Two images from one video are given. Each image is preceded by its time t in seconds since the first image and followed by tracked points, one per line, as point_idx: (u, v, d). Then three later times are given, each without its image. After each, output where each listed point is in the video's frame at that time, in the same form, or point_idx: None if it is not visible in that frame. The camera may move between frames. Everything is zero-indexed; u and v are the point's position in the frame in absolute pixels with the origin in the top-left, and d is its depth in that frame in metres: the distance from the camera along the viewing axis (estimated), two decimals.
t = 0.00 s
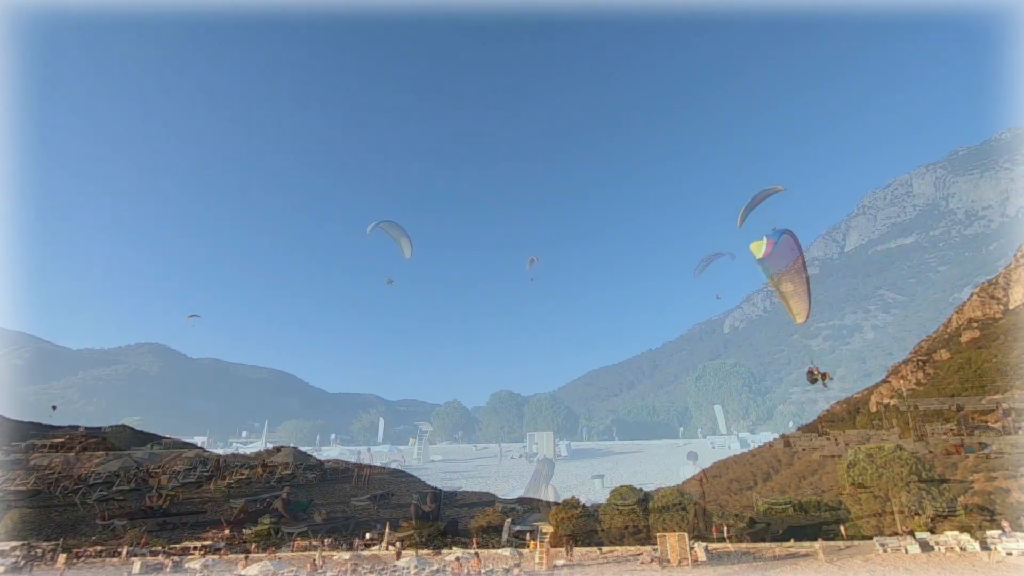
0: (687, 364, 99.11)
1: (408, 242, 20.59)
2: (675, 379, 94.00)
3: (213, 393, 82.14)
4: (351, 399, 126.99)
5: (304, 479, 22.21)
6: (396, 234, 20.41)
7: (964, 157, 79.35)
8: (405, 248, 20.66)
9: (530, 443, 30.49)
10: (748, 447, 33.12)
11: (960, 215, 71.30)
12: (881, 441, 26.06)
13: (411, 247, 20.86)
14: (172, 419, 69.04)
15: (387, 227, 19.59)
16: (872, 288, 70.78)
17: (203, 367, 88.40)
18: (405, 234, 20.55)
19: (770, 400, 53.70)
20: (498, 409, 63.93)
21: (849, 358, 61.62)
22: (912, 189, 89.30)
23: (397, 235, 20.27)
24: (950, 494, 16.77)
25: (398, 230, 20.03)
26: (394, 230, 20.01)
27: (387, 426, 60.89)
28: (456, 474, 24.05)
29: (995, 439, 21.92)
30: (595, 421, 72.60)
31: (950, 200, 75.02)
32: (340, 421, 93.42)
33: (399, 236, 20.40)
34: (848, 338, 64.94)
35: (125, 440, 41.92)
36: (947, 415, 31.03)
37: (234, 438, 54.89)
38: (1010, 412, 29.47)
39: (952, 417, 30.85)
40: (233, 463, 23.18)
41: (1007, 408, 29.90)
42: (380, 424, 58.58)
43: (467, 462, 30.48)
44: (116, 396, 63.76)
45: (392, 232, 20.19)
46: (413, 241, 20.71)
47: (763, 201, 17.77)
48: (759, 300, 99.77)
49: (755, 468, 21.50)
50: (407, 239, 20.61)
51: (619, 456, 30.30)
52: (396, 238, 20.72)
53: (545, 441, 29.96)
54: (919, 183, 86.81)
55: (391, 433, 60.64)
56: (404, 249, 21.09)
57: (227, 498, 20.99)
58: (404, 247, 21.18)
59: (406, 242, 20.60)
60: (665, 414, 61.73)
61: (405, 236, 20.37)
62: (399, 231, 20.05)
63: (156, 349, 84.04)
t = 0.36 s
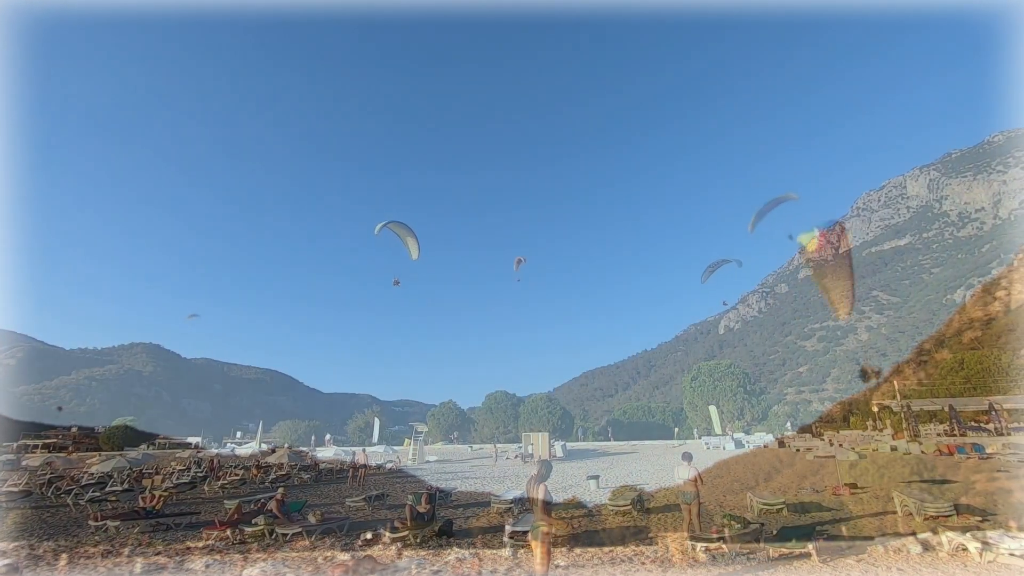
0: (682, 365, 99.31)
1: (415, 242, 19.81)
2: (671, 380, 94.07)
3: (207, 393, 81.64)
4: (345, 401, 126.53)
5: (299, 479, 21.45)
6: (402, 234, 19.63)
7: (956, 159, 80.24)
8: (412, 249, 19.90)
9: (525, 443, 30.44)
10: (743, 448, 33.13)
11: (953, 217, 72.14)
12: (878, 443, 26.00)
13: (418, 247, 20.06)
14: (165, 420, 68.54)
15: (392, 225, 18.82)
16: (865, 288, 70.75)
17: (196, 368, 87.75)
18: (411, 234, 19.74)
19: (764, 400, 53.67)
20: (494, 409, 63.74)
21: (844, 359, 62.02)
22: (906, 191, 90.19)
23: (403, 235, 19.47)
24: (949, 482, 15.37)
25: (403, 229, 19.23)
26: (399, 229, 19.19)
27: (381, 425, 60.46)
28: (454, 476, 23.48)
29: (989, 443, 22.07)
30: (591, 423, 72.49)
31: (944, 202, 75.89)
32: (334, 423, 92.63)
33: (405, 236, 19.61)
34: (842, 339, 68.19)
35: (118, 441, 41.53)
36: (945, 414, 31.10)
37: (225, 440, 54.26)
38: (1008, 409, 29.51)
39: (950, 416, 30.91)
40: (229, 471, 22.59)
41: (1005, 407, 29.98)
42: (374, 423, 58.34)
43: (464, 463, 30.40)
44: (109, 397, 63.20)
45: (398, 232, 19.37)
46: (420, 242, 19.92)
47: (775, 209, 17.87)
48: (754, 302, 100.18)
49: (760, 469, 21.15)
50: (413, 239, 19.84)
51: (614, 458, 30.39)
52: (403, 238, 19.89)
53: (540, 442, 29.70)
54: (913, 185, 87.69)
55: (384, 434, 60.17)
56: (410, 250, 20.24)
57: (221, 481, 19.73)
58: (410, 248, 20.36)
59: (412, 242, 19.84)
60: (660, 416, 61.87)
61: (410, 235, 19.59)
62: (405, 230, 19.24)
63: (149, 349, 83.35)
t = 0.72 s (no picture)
0: (679, 367, 99.36)
1: (424, 246, 19.83)
2: (667, 381, 94.09)
3: (203, 396, 81.19)
4: (341, 403, 126.13)
5: (296, 482, 21.38)
6: (411, 237, 19.64)
7: (951, 162, 80.84)
8: (422, 252, 19.89)
9: (522, 445, 30.46)
10: (739, 450, 33.19)
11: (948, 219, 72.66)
12: (873, 444, 26.10)
13: (427, 251, 20.06)
14: (160, 423, 68.08)
15: (402, 228, 18.84)
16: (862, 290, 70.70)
17: (192, 370, 87.21)
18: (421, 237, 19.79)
19: (761, 401, 53.70)
20: (491, 411, 63.63)
21: (839, 361, 62.21)
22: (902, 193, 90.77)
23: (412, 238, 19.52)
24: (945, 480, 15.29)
25: (413, 232, 19.23)
26: (409, 232, 19.18)
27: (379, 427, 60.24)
28: (451, 479, 23.47)
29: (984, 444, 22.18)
30: (588, 425, 72.43)
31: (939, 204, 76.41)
32: (331, 425, 92.27)
33: (414, 239, 19.65)
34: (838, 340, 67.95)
35: (113, 444, 41.29)
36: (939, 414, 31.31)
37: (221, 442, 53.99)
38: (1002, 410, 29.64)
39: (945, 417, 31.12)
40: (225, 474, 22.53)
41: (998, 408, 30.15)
42: (372, 426, 58.14)
43: (462, 466, 30.44)
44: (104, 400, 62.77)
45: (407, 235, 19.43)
46: (428, 245, 19.92)
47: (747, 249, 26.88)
48: (751, 304, 100.40)
49: (756, 471, 21.21)
50: (422, 243, 19.86)
51: (610, 460, 30.51)
52: (412, 242, 19.92)
53: (537, 444, 29.67)
54: (908, 187, 88.24)
55: (382, 436, 59.93)
56: (419, 254, 20.25)
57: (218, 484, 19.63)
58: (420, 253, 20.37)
59: (421, 245, 19.83)
60: (659, 417, 61.97)
61: (419, 238, 19.57)
62: (414, 232, 19.23)
63: (145, 351, 82.95)
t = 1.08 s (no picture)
0: (677, 371, 99.23)
1: (435, 250, 19.84)
2: (665, 385, 93.96)
3: (200, 399, 80.82)
4: (338, 406, 125.63)
5: (293, 485, 21.32)
6: (422, 241, 19.67)
7: (948, 166, 81.16)
8: (432, 257, 19.90)
9: (520, 449, 30.43)
10: (738, 453, 33.14)
11: (945, 222, 72.81)
12: (872, 448, 26.09)
13: (438, 256, 20.06)
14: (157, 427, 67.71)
15: (414, 232, 18.88)
16: (860, 294, 70.49)
17: (189, 373, 86.80)
18: (433, 242, 19.81)
19: (760, 404, 53.60)
20: (489, 415, 63.43)
21: (837, 364, 60.95)
22: (899, 198, 91.28)
23: (422, 242, 19.53)
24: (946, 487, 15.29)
25: (424, 236, 19.25)
26: (420, 236, 19.20)
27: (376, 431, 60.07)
28: (449, 483, 23.39)
29: (982, 447, 22.20)
30: (586, 429, 72.25)
31: (936, 208, 76.65)
32: (328, 430, 91.90)
33: (425, 243, 19.68)
34: (836, 343, 65.31)
35: (109, 447, 41.05)
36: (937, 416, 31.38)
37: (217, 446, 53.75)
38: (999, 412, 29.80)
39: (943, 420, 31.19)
40: (221, 478, 22.40)
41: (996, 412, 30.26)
42: (370, 430, 57.96)
43: (460, 470, 30.41)
44: (100, 404, 62.39)
45: (418, 239, 19.47)
46: (439, 249, 19.93)
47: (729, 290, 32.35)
48: (749, 308, 100.41)
49: (754, 474, 21.19)
50: (433, 247, 19.88)
51: (609, 464, 30.51)
52: (423, 246, 19.98)
53: (535, 448, 29.57)
54: (906, 191, 88.47)
55: (380, 440, 59.75)
56: (430, 259, 20.25)
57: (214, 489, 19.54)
58: (430, 258, 20.37)
59: (432, 249, 19.84)
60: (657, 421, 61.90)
61: (430, 242, 19.60)
62: (425, 236, 19.25)
63: (142, 354, 82.57)
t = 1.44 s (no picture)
0: (673, 374, 99.25)
1: (444, 255, 19.84)
2: (661, 388, 93.94)
3: (194, 402, 80.32)
4: (333, 409, 125.05)
5: (288, 489, 21.24)
6: (431, 246, 19.68)
7: (942, 170, 81.77)
8: (441, 261, 19.88)
9: (516, 452, 30.42)
10: (734, 456, 33.19)
11: (939, 226, 73.27)
12: (866, 450, 26.18)
13: (446, 261, 20.07)
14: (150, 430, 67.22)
15: (424, 236, 18.90)
16: (855, 297, 70.79)
17: (183, 376, 86.30)
18: (442, 246, 19.83)
19: (755, 406, 53.60)
20: (484, 418, 63.23)
21: (832, 367, 60.94)
22: (893, 201, 92.02)
23: (432, 246, 19.54)
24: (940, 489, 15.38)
25: (433, 241, 19.27)
26: (430, 241, 19.23)
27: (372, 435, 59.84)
28: (445, 486, 23.35)
29: (974, 450, 22.37)
30: (582, 432, 72.16)
31: (930, 212, 77.21)
32: (323, 434, 91.39)
33: (435, 248, 19.68)
34: (832, 347, 65.11)
35: (102, 451, 40.74)
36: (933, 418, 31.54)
37: (210, 450, 53.32)
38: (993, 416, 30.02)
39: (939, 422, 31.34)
40: (216, 482, 22.27)
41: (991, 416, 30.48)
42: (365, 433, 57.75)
43: (456, 474, 30.37)
44: (93, 407, 61.91)
45: (428, 243, 19.48)
46: (447, 254, 19.93)
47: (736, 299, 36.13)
48: (745, 311, 100.58)
49: (750, 477, 21.21)
50: (442, 252, 19.87)
51: (605, 467, 30.52)
52: (431, 251, 19.97)
53: (531, 451, 29.56)
54: (900, 195, 89.05)
55: (375, 443, 59.53)
56: (439, 264, 20.22)
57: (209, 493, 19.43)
58: (439, 263, 20.33)
59: (441, 254, 19.83)
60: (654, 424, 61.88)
61: (439, 246, 19.62)
62: (434, 240, 19.28)
63: (136, 357, 82.00)
